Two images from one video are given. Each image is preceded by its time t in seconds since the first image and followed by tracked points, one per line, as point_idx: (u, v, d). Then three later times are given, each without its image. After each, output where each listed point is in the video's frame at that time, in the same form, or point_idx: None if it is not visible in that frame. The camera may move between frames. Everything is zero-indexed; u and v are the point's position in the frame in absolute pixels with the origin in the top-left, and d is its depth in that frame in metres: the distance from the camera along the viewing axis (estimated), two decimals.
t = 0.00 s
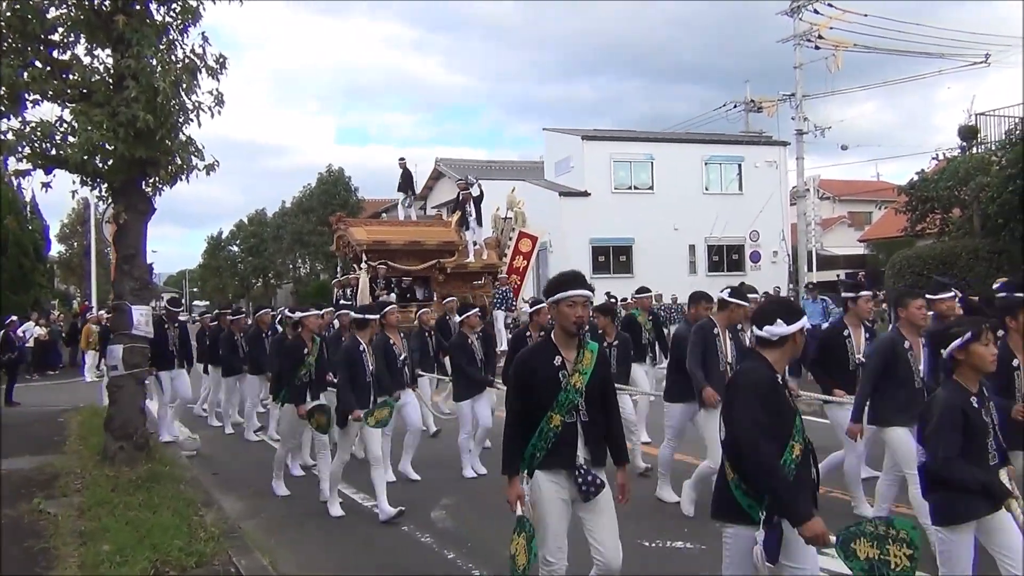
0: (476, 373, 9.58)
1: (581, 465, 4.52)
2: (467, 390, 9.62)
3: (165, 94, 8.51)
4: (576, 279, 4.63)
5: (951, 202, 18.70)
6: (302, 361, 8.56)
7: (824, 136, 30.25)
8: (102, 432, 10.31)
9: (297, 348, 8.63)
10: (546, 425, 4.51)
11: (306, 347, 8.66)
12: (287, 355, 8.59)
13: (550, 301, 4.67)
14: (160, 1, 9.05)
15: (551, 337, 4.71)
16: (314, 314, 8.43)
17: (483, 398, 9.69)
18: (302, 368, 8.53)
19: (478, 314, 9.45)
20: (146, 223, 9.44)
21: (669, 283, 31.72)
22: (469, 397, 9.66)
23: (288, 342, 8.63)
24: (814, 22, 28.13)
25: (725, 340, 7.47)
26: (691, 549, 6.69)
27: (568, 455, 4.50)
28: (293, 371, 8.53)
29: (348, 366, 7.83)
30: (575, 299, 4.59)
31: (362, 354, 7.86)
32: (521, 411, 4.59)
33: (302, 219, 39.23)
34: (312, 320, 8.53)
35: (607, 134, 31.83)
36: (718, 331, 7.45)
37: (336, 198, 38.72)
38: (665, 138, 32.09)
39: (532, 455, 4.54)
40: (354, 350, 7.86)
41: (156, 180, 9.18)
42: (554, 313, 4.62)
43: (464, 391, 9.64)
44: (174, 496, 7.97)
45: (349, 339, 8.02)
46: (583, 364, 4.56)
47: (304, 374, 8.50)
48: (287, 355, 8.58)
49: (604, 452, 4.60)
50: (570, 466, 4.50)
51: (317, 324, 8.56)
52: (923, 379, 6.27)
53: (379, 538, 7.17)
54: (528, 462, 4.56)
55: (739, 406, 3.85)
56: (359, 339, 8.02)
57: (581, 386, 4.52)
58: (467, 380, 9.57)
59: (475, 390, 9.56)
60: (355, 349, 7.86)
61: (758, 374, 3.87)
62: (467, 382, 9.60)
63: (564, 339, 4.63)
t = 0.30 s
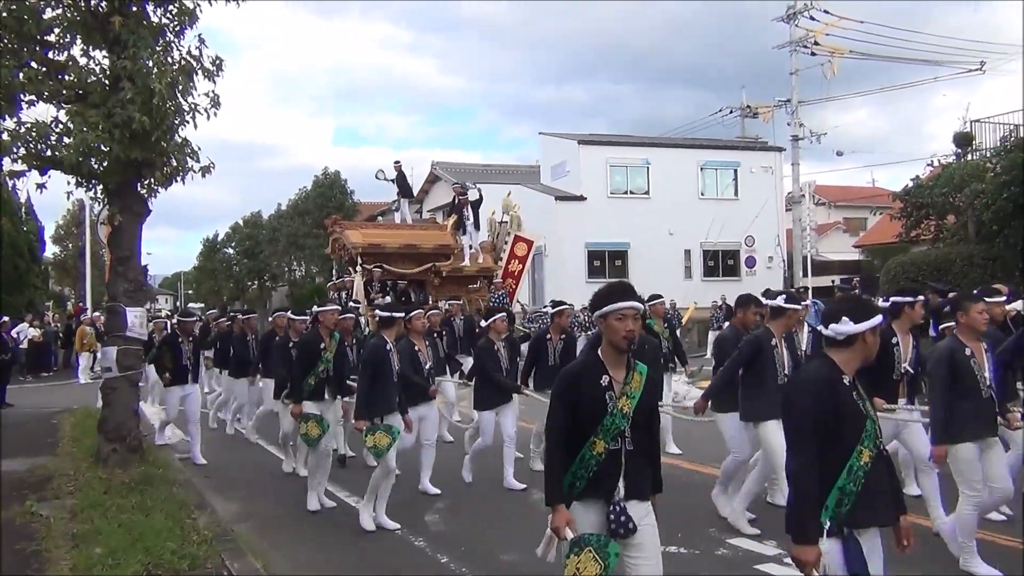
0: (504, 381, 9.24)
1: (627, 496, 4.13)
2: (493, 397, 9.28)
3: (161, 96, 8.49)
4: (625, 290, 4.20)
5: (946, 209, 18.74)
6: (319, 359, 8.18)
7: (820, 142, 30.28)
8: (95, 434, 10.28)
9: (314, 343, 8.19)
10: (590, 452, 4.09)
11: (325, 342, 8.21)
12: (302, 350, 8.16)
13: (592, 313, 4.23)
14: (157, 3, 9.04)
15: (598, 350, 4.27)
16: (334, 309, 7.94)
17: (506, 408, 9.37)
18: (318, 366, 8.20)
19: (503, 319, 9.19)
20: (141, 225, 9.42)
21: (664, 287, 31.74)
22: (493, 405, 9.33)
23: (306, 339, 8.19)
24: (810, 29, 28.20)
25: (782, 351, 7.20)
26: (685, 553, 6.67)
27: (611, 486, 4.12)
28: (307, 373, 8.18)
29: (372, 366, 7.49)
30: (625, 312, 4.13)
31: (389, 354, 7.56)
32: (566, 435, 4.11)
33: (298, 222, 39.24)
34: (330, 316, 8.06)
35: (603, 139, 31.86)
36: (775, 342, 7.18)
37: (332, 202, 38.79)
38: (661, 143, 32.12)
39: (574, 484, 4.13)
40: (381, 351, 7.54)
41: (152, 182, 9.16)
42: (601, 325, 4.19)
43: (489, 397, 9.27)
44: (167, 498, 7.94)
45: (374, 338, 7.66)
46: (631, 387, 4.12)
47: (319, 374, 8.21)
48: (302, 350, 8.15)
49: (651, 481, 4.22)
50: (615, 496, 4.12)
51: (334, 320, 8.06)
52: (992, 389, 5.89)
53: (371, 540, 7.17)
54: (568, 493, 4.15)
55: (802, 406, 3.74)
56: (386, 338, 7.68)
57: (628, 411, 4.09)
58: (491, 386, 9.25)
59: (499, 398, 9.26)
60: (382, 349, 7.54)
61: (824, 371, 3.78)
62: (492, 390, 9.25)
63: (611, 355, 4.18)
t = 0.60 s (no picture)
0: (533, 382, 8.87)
1: (679, 508, 3.79)
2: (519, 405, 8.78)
3: (155, 97, 8.48)
4: (679, 280, 3.89)
5: (940, 212, 18.78)
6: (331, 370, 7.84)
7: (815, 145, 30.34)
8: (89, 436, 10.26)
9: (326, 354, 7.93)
10: (642, 459, 3.71)
11: (336, 353, 7.96)
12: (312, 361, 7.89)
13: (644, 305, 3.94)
14: (153, 5, 9.04)
15: (650, 348, 3.91)
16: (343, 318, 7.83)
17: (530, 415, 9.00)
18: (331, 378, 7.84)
19: (531, 322, 8.84)
20: (136, 227, 9.41)
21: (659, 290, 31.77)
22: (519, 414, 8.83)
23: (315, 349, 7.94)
24: (806, 33, 28.28)
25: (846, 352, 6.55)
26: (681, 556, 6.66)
27: (665, 495, 3.74)
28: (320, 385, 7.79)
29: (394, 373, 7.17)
30: (682, 303, 3.82)
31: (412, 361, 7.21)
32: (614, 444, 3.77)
33: (294, 224, 39.24)
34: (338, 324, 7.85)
35: (599, 142, 31.88)
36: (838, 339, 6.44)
37: (328, 204, 38.81)
38: (656, 146, 32.16)
39: (622, 495, 3.76)
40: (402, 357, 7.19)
41: (147, 184, 9.15)
42: (658, 317, 3.85)
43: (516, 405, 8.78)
44: (161, 501, 7.93)
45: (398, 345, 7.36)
46: (688, 387, 3.77)
47: (333, 386, 7.80)
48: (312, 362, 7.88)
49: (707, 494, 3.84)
50: (668, 508, 3.74)
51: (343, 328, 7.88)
52: None
53: (366, 543, 7.15)
54: (615, 503, 3.77)
55: (891, 430, 3.34)
56: (409, 345, 7.35)
57: (685, 414, 3.74)
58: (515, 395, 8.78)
59: (521, 407, 8.79)
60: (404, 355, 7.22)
61: (916, 394, 3.39)
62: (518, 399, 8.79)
63: (666, 353, 3.83)
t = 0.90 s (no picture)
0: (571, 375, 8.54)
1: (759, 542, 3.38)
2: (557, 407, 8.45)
3: (149, 102, 8.47)
4: (739, 281, 3.43)
5: (934, 212, 18.80)
6: (342, 370, 7.58)
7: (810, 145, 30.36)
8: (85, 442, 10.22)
9: (337, 356, 7.64)
10: (709, 487, 3.30)
11: (347, 354, 7.66)
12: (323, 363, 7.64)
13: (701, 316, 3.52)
14: (145, 9, 9.01)
15: (710, 359, 3.47)
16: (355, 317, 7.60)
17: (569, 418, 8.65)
18: (342, 379, 7.58)
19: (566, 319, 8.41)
20: (130, 232, 9.39)
21: (655, 291, 31.78)
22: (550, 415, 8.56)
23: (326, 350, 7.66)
24: (799, 33, 28.30)
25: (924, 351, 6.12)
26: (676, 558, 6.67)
27: (740, 528, 3.34)
28: (332, 385, 7.57)
29: (427, 372, 6.86)
30: (746, 308, 3.38)
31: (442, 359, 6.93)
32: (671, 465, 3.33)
33: (289, 228, 39.18)
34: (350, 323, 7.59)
35: (594, 144, 31.90)
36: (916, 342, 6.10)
37: (323, 208, 38.43)
38: (651, 148, 32.18)
39: (689, 529, 3.37)
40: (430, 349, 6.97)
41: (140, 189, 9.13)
42: (720, 326, 3.42)
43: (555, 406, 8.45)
44: (157, 506, 7.89)
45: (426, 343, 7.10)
46: (755, 403, 3.37)
47: (344, 388, 7.53)
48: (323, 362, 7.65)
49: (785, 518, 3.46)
50: (746, 541, 3.34)
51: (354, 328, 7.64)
52: None
53: (364, 547, 7.14)
54: (680, 539, 3.39)
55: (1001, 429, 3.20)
56: (437, 345, 7.06)
57: (754, 432, 3.33)
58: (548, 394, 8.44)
59: (560, 409, 8.47)
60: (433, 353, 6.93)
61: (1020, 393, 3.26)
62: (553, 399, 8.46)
63: (728, 365, 3.40)
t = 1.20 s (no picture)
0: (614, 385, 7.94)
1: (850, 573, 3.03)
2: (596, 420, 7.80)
3: (145, 106, 8.47)
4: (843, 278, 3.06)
5: (931, 213, 18.84)
6: (368, 379, 7.24)
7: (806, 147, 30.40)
8: (82, 446, 10.21)
9: (361, 363, 7.30)
10: (795, 509, 2.92)
11: (372, 361, 7.35)
12: (347, 370, 7.26)
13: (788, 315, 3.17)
14: (141, 13, 9.00)
15: (796, 361, 3.05)
16: (383, 324, 7.19)
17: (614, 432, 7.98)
18: (369, 390, 7.23)
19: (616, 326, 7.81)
20: (127, 235, 9.38)
21: (651, 293, 31.80)
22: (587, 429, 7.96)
23: (349, 357, 7.28)
24: (795, 35, 28.35)
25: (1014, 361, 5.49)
26: (675, 560, 6.66)
27: (831, 560, 2.97)
28: (357, 396, 7.20)
29: (462, 381, 6.56)
30: (845, 305, 2.98)
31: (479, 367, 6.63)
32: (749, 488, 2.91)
33: (285, 231, 39.20)
34: (377, 330, 7.20)
35: (590, 146, 31.93)
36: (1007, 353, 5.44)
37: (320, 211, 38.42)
38: (647, 150, 32.21)
39: (770, 554, 2.95)
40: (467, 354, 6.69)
41: (137, 193, 9.12)
42: (813, 324, 3.02)
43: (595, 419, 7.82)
44: (154, 510, 7.88)
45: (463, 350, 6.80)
46: (848, 414, 2.99)
47: (370, 399, 7.19)
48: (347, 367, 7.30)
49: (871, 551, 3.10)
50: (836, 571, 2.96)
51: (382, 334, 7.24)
52: None
53: (361, 550, 7.13)
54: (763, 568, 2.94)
55: None
56: (475, 351, 6.76)
57: (847, 448, 2.96)
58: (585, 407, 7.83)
59: (600, 421, 7.81)
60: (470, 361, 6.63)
61: None
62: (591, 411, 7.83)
63: (819, 364, 3.00)
